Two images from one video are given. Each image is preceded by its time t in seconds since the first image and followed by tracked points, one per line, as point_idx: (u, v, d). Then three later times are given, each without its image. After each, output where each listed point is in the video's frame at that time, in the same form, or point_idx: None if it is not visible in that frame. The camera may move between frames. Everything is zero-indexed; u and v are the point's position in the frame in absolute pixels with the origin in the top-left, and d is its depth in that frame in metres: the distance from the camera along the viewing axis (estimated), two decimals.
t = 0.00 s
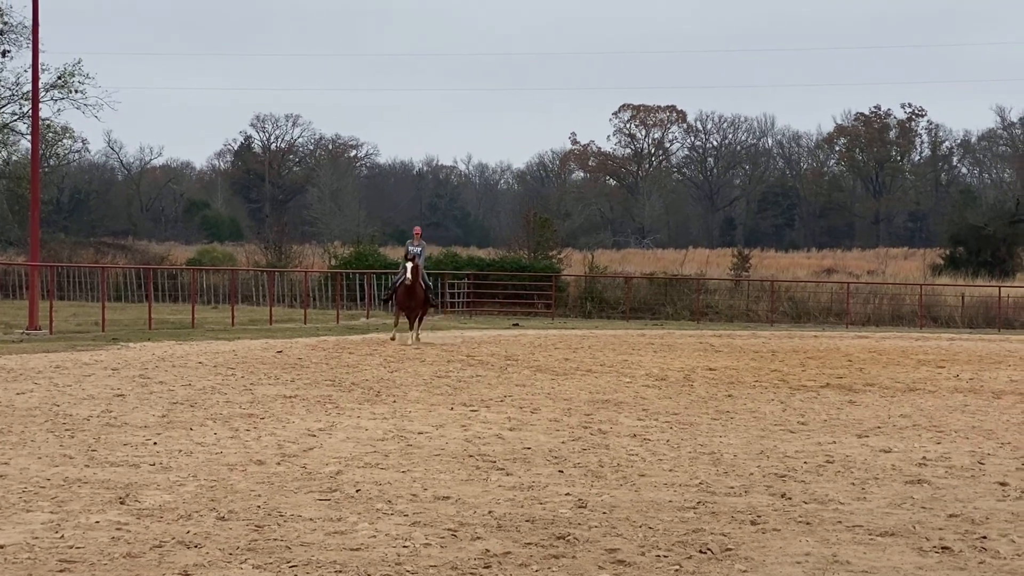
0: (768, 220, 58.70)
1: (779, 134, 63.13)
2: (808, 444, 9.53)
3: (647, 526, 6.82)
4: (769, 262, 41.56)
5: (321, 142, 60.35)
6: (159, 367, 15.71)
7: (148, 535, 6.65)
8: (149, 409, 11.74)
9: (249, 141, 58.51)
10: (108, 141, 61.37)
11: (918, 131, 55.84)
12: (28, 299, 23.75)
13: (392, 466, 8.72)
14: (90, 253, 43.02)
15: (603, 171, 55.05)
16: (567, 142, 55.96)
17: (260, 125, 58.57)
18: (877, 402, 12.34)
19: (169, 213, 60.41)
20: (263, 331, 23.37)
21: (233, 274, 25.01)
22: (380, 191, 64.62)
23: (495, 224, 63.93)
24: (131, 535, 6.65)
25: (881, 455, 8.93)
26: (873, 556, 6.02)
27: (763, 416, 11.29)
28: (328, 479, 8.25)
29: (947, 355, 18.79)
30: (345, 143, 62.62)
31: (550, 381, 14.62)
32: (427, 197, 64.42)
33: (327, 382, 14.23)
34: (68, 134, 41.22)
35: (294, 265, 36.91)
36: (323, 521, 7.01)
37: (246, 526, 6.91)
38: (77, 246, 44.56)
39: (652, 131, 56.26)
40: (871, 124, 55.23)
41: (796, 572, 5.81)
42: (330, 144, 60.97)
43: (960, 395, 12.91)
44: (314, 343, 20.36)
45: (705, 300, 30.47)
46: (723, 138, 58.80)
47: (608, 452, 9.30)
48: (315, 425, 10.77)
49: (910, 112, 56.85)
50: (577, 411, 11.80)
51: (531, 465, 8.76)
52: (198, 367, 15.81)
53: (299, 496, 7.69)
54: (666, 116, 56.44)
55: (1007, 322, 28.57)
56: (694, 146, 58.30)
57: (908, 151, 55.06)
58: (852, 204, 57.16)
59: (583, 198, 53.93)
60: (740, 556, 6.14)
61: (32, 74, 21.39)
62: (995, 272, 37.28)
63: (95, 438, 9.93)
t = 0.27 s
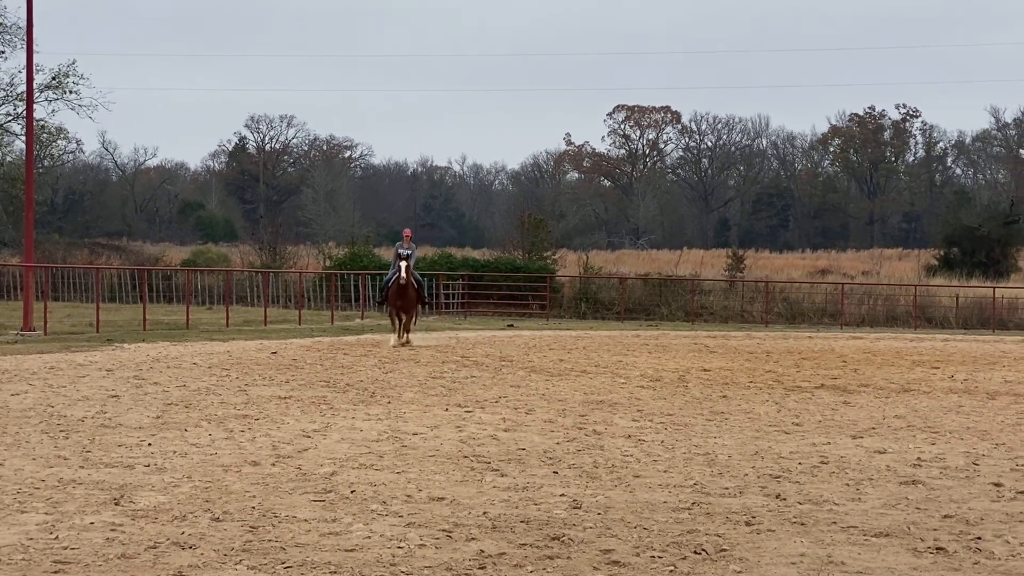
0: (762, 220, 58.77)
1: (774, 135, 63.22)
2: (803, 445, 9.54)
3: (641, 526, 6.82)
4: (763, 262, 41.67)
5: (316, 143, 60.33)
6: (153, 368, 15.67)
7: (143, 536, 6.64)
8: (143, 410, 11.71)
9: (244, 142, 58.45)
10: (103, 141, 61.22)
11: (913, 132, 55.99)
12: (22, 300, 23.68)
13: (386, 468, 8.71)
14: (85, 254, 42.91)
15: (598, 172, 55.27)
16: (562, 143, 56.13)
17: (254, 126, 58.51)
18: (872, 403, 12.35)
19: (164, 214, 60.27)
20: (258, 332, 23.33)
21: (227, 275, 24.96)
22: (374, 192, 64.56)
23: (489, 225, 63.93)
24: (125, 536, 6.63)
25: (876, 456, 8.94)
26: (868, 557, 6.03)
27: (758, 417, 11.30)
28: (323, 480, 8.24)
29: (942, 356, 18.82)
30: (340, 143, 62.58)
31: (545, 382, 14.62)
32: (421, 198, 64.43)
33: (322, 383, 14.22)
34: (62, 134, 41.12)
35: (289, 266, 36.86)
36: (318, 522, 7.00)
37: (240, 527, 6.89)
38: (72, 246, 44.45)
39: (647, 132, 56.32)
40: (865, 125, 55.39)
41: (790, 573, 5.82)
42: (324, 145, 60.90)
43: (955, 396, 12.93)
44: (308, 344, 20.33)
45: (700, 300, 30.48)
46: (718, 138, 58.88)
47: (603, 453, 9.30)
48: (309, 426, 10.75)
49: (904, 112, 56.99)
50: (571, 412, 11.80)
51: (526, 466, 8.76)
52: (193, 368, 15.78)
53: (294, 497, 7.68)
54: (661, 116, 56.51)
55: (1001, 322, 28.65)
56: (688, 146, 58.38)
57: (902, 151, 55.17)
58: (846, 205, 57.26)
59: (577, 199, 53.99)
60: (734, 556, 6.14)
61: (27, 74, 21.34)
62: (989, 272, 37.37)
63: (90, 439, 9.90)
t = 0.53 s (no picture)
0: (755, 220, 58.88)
1: (767, 135, 63.32)
2: (797, 444, 9.55)
3: (635, 526, 6.83)
4: (756, 262, 41.69)
5: (309, 143, 60.25)
6: (146, 367, 15.63)
7: (136, 536, 6.61)
8: (136, 409, 11.68)
9: (237, 142, 58.38)
10: (95, 141, 61.02)
11: (906, 132, 56.15)
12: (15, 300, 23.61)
13: (380, 467, 8.70)
14: (77, 254, 42.75)
15: (591, 171, 55.47)
16: (555, 142, 56.32)
17: (247, 125, 58.45)
18: (865, 402, 12.37)
19: (156, 214, 60.11)
20: (251, 332, 23.30)
21: (220, 274, 24.91)
22: (367, 192, 64.46)
23: (483, 224, 63.95)
24: (118, 536, 6.60)
25: (869, 455, 8.96)
26: (861, 557, 6.04)
27: (751, 417, 11.31)
28: (316, 480, 8.22)
29: (935, 355, 18.86)
30: (333, 143, 62.49)
31: (538, 381, 14.61)
32: (415, 198, 64.43)
33: (315, 383, 14.19)
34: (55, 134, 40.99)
35: (282, 266, 36.79)
36: (311, 522, 6.98)
37: (234, 526, 6.87)
38: (65, 247, 44.31)
39: (640, 131, 56.35)
40: (859, 124, 55.56)
41: (784, 572, 5.82)
42: (318, 144, 60.88)
43: (948, 396, 12.96)
44: (302, 344, 20.30)
45: (693, 300, 30.50)
46: (711, 138, 58.93)
47: (596, 452, 9.30)
48: (302, 426, 10.73)
49: (898, 112, 57.14)
50: (565, 411, 11.79)
51: (519, 466, 8.76)
52: (186, 368, 15.74)
53: (287, 497, 7.66)
54: (654, 116, 56.56)
55: (994, 322, 28.70)
56: (682, 146, 58.43)
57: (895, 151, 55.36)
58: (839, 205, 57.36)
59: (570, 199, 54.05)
60: (728, 556, 6.15)
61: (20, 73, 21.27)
62: (982, 272, 37.48)
63: (83, 438, 9.87)
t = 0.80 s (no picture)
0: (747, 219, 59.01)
1: (758, 134, 63.39)
2: (788, 443, 9.56)
3: (625, 525, 6.83)
4: (747, 261, 41.71)
5: (300, 141, 60.12)
6: (137, 366, 15.56)
7: (126, 535, 6.58)
8: (127, 408, 11.63)
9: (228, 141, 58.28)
10: (86, 139, 60.80)
11: (897, 131, 56.30)
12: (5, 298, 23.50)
13: (371, 466, 8.68)
14: (68, 253, 42.59)
15: (583, 170, 55.75)
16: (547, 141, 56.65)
17: (238, 124, 58.29)
18: (856, 401, 12.40)
19: (147, 213, 59.91)
20: (242, 331, 23.25)
21: (212, 273, 24.84)
22: (359, 190, 64.29)
23: (474, 223, 63.92)
24: (109, 535, 6.58)
25: (860, 454, 8.98)
26: (851, 555, 6.05)
27: (743, 415, 11.33)
28: (307, 479, 8.20)
29: (926, 354, 18.91)
30: (324, 142, 62.38)
31: (529, 380, 14.60)
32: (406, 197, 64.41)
33: (306, 382, 14.15)
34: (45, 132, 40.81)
35: (273, 265, 36.68)
36: (302, 521, 6.96)
37: (224, 525, 6.85)
38: (56, 245, 44.16)
39: (631, 130, 56.39)
40: (850, 123, 55.70)
41: (775, 570, 5.83)
42: (309, 143, 60.75)
43: (938, 394, 13.00)
44: (294, 342, 20.25)
45: (684, 299, 30.57)
46: (702, 137, 58.98)
47: (587, 451, 9.30)
48: (293, 425, 10.70)
49: (889, 111, 57.27)
50: (556, 410, 11.79)
51: (510, 464, 8.75)
52: (177, 367, 15.68)
53: (278, 496, 7.63)
54: (645, 115, 56.59)
55: (985, 321, 28.72)
56: (673, 145, 58.50)
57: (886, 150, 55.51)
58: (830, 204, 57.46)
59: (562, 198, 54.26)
60: (719, 554, 6.15)
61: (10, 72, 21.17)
62: (974, 271, 37.60)
63: (73, 437, 9.82)
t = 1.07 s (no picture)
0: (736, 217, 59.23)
1: (747, 132, 63.53)
2: (777, 440, 9.59)
3: (615, 522, 6.83)
4: (736, 259, 41.82)
5: (289, 139, 59.99)
6: (126, 364, 15.50)
7: (115, 533, 6.55)
8: (116, 406, 11.57)
9: (217, 138, 58.12)
10: (75, 136, 60.50)
11: (886, 129, 56.51)
12: None
13: (360, 464, 8.67)
14: (57, 250, 42.38)
15: (572, 168, 55.84)
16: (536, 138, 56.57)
17: (228, 122, 58.11)
18: (845, 398, 12.44)
19: (136, 211, 59.67)
20: (231, 328, 23.18)
21: (201, 271, 24.75)
22: (348, 188, 64.15)
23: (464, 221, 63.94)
24: (98, 533, 6.54)
25: (849, 451, 9.01)
26: (841, 552, 6.07)
27: (732, 413, 11.36)
28: (296, 477, 8.17)
29: (915, 351, 19.00)
30: (314, 139, 62.26)
31: (518, 378, 14.60)
32: (395, 194, 64.46)
33: (295, 380, 14.11)
34: (33, 129, 40.59)
35: (263, 263, 36.59)
36: (291, 518, 6.94)
37: (213, 523, 6.82)
38: (44, 243, 43.93)
39: (621, 128, 56.48)
40: (839, 121, 55.89)
41: (764, 567, 5.85)
42: (298, 141, 60.63)
43: (927, 392, 13.06)
44: (283, 340, 20.19)
45: (674, 297, 30.63)
46: (691, 135, 59.09)
47: (577, 449, 9.30)
48: (283, 423, 10.67)
49: (878, 109, 57.48)
50: (545, 408, 11.79)
51: (500, 462, 8.75)
52: (166, 364, 15.62)
53: (267, 493, 7.61)
54: (635, 113, 56.67)
55: (974, 318, 28.84)
56: (662, 142, 58.68)
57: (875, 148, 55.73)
58: (820, 202, 57.67)
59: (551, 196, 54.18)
60: (708, 551, 6.16)
61: None
62: (962, 268, 37.79)
63: (62, 435, 9.76)
